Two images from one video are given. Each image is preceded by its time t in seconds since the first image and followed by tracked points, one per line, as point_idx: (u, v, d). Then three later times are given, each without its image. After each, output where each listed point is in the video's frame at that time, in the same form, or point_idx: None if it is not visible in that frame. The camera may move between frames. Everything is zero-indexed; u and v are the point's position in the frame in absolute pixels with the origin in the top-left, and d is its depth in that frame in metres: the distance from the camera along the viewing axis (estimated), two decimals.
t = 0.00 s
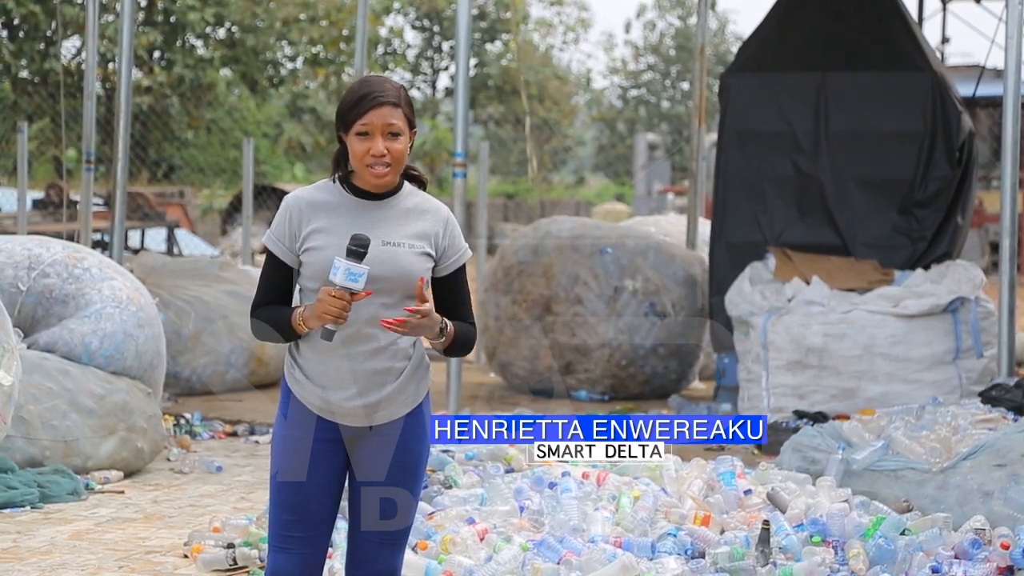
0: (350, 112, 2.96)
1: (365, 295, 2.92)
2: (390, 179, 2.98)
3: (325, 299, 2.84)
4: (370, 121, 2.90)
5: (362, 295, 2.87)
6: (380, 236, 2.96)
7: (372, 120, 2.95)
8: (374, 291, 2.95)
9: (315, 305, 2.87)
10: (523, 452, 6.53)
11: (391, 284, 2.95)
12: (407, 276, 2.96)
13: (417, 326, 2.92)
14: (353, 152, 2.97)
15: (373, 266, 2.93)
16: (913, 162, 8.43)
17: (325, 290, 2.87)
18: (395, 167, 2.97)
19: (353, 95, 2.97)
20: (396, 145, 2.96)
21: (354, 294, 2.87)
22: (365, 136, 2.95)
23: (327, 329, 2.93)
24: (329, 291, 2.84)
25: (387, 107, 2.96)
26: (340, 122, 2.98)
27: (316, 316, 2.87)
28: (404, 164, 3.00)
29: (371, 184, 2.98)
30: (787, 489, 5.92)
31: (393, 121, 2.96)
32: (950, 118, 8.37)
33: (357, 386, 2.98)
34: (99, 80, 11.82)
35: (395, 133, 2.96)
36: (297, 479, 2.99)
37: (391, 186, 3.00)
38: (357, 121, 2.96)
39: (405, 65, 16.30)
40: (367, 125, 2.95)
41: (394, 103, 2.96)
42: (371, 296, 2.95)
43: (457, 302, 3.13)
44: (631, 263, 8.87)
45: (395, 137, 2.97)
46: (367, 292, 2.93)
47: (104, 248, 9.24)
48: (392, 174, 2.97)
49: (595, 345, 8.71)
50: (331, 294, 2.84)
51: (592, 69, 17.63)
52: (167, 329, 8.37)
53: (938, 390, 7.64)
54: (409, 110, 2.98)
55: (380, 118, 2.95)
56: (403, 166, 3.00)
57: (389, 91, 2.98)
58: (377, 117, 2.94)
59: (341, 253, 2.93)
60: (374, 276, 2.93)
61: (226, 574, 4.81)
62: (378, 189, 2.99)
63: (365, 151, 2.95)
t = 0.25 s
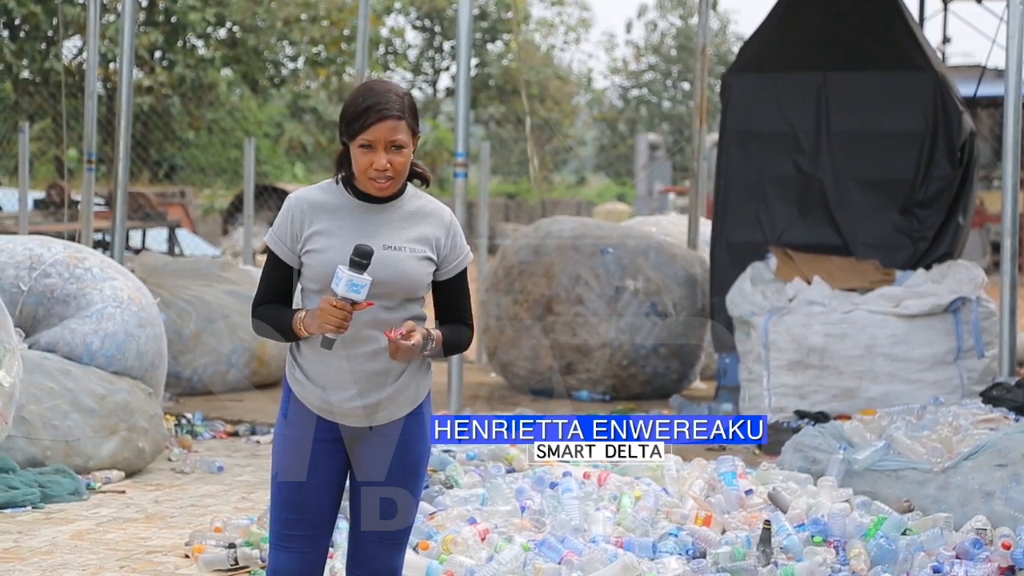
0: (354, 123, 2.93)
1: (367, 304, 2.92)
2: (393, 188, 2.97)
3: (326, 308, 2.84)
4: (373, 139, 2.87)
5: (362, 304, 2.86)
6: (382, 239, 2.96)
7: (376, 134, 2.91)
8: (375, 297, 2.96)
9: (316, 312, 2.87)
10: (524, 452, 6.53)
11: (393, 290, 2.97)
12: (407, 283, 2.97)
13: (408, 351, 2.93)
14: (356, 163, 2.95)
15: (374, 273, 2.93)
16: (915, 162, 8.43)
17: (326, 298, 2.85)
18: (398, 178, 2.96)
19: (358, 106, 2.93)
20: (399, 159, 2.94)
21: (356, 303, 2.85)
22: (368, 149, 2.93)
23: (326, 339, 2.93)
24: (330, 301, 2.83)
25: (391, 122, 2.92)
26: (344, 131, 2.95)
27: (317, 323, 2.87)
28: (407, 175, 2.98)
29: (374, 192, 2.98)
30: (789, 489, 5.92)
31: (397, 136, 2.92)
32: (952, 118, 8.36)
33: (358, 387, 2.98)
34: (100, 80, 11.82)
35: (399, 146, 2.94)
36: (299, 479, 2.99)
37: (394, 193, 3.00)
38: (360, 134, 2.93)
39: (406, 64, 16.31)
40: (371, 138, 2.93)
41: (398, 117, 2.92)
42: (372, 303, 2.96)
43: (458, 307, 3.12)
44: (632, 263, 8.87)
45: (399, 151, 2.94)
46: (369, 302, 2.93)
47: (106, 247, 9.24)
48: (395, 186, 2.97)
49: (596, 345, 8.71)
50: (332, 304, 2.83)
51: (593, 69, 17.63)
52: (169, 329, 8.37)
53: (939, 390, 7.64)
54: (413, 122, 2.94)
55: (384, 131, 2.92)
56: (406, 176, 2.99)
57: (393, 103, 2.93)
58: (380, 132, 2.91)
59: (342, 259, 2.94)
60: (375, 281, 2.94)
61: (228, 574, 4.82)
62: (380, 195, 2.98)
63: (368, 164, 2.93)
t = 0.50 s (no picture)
0: (351, 123, 2.93)
1: (367, 307, 2.94)
2: (391, 188, 2.97)
3: (326, 312, 2.85)
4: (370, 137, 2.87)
5: (362, 308, 2.87)
6: (381, 240, 2.96)
7: (373, 134, 2.91)
8: (374, 298, 2.96)
9: (317, 315, 2.88)
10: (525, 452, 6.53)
11: (393, 290, 2.97)
12: (407, 283, 2.97)
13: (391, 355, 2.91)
14: (354, 163, 2.95)
15: (373, 274, 2.93)
16: (916, 161, 8.42)
17: (327, 302, 2.86)
18: (396, 177, 2.96)
19: (354, 105, 2.93)
20: (397, 157, 2.93)
21: (356, 306, 2.87)
22: (365, 149, 2.93)
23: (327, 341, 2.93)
24: (330, 304, 2.84)
25: (388, 120, 2.92)
26: (341, 131, 2.95)
27: (316, 326, 2.88)
28: (405, 174, 2.98)
29: (372, 192, 2.97)
30: (789, 489, 5.93)
31: (394, 135, 2.92)
32: (952, 117, 8.35)
33: (358, 387, 2.99)
34: (101, 80, 11.83)
35: (396, 145, 2.94)
36: (299, 479, 2.99)
37: (392, 192, 2.99)
38: (357, 134, 2.93)
39: (407, 65, 16.31)
40: (367, 138, 2.93)
41: (395, 116, 2.92)
42: (372, 306, 2.97)
43: (467, 304, 3.11)
44: (633, 263, 8.87)
45: (396, 150, 2.94)
46: (368, 305, 2.95)
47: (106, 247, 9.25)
48: (393, 185, 2.96)
49: (596, 345, 8.70)
50: (332, 307, 2.84)
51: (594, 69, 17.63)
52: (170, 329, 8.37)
53: (940, 390, 7.64)
54: (410, 121, 2.94)
55: (381, 130, 2.92)
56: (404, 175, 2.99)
57: (390, 101, 2.93)
58: (377, 131, 2.91)
59: (342, 260, 2.94)
60: (375, 282, 2.94)
61: (229, 573, 4.81)
62: (379, 196, 2.98)
63: (365, 163, 2.93)
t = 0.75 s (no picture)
0: (350, 121, 2.94)
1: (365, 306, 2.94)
2: (391, 188, 2.96)
3: (324, 309, 2.85)
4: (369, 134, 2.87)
5: (360, 307, 2.87)
6: (381, 241, 2.95)
7: (372, 132, 2.92)
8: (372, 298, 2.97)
9: (315, 314, 2.88)
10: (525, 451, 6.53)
11: (391, 291, 2.97)
12: (405, 283, 2.97)
13: (383, 347, 2.90)
14: (354, 162, 2.95)
15: (372, 274, 2.94)
16: (916, 161, 8.42)
17: (325, 301, 2.87)
18: (395, 176, 2.96)
19: (354, 105, 2.94)
20: (396, 155, 2.93)
21: (354, 305, 2.86)
22: (364, 148, 2.93)
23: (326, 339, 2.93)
24: (328, 303, 2.84)
25: (387, 119, 2.92)
26: (341, 130, 2.96)
27: (314, 325, 2.88)
28: (405, 174, 2.98)
29: (373, 191, 2.97)
30: (790, 489, 5.93)
31: (393, 134, 2.93)
32: (953, 117, 8.35)
33: (358, 386, 2.99)
34: (101, 80, 11.83)
35: (395, 144, 2.94)
36: (299, 478, 2.99)
37: (393, 193, 2.99)
38: (357, 132, 2.93)
39: (407, 65, 16.32)
40: (366, 137, 2.93)
41: (394, 115, 2.93)
42: (370, 305, 2.97)
43: (465, 309, 3.09)
44: (633, 263, 8.87)
45: (395, 149, 2.94)
46: (366, 304, 2.95)
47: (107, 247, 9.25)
48: (393, 185, 2.96)
49: (597, 345, 8.70)
50: (329, 306, 2.85)
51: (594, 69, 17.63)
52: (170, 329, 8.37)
53: (941, 390, 7.63)
54: (409, 120, 2.95)
55: (380, 129, 2.92)
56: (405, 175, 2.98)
57: (389, 101, 2.94)
58: (376, 129, 2.91)
59: (341, 259, 2.94)
60: (374, 282, 2.94)
61: (229, 573, 4.82)
62: (380, 196, 2.98)
63: (364, 162, 2.93)
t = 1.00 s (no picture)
0: (347, 116, 2.96)
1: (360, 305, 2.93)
2: (390, 181, 2.97)
3: (319, 309, 2.86)
4: (367, 124, 2.89)
5: (355, 306, 2.86)
6: (379, 239, 2.95)
7: (369, 123, 2.94)
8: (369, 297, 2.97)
9: (311, 313, 2.89)
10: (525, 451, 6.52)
11: (388, 290, 2.97)
12: (402, 281, 2.96)
13: (389, 342, 2.90)
14: (352, 156, 2.96)
15: (368, 270, 2.93)
16: (917, 161, 8.42)
17: (320, 301, 2.88)
18: (394, 169, 2.96)
19: (350, 99, 2.97)
20: (394, 147, 2.95)
21: (349, 304, 2.86)
22: (363, 140, 2.94)
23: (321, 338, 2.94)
24: (323, 302, 2.85)
25: (384, 110, 2.95)
26: (339, 125, 2.98)
27: (310, 324, 2.89)
28: (403, 167, 2.99)
29: (372, 186, 2.97)
30: (790, 488, 5.93)
31: (390, 125, 2.95)
32: (953, 117, 8.34)
33: (358, 385, 2.99)
34: (101, 80, 11.83)
35: (393, 136, 2.95)
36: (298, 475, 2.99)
37: (391, 189, 3.00)
38: (354, 126, 2.95)
39: (407, 65, 16.32)
40: (364, 129, 2.95)
41: (391, 107, 2.96)
42: (365, 305, 2.96)
43: (464, 307, 3.08)
44: (633, 263, 8.87)
45: (393, 140, 2.96)
46: (361, 303, 2.95)
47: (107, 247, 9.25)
48: (391, 178, 2.97)
49: (597, 345, 8.70)
50: (324, 306, 2.86)
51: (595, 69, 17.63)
52: (171, 329, 8.37)
53: (941, 390, 7.63)
54: (406, 113, 2.98)
55: (378, 121, 2.95)
56: (403, 169, 2.99)
57: (386, 94, 2.97)
58: (374, 120, 2.94)
59: (338, 256, 2.93)
60: (371, 279, 2.94)
61: (229, 573, 4.82)
62: (378, 193, 2.98)
63: (363, 154, 2.94)
